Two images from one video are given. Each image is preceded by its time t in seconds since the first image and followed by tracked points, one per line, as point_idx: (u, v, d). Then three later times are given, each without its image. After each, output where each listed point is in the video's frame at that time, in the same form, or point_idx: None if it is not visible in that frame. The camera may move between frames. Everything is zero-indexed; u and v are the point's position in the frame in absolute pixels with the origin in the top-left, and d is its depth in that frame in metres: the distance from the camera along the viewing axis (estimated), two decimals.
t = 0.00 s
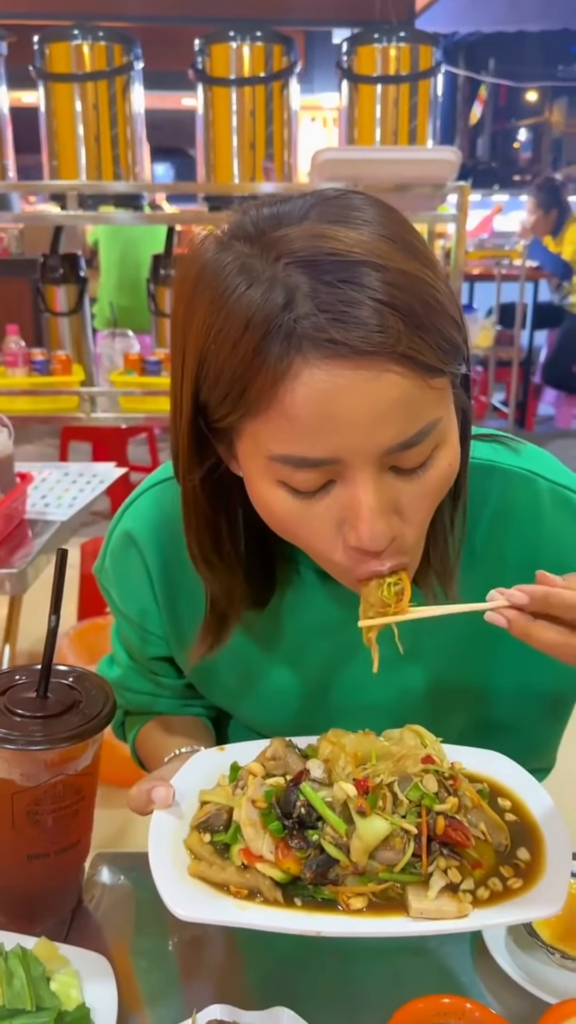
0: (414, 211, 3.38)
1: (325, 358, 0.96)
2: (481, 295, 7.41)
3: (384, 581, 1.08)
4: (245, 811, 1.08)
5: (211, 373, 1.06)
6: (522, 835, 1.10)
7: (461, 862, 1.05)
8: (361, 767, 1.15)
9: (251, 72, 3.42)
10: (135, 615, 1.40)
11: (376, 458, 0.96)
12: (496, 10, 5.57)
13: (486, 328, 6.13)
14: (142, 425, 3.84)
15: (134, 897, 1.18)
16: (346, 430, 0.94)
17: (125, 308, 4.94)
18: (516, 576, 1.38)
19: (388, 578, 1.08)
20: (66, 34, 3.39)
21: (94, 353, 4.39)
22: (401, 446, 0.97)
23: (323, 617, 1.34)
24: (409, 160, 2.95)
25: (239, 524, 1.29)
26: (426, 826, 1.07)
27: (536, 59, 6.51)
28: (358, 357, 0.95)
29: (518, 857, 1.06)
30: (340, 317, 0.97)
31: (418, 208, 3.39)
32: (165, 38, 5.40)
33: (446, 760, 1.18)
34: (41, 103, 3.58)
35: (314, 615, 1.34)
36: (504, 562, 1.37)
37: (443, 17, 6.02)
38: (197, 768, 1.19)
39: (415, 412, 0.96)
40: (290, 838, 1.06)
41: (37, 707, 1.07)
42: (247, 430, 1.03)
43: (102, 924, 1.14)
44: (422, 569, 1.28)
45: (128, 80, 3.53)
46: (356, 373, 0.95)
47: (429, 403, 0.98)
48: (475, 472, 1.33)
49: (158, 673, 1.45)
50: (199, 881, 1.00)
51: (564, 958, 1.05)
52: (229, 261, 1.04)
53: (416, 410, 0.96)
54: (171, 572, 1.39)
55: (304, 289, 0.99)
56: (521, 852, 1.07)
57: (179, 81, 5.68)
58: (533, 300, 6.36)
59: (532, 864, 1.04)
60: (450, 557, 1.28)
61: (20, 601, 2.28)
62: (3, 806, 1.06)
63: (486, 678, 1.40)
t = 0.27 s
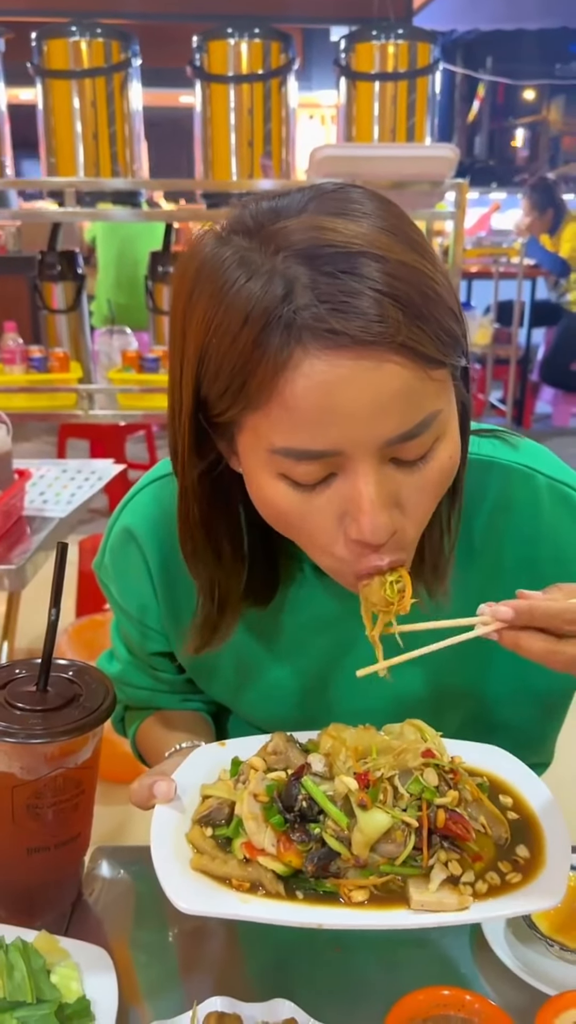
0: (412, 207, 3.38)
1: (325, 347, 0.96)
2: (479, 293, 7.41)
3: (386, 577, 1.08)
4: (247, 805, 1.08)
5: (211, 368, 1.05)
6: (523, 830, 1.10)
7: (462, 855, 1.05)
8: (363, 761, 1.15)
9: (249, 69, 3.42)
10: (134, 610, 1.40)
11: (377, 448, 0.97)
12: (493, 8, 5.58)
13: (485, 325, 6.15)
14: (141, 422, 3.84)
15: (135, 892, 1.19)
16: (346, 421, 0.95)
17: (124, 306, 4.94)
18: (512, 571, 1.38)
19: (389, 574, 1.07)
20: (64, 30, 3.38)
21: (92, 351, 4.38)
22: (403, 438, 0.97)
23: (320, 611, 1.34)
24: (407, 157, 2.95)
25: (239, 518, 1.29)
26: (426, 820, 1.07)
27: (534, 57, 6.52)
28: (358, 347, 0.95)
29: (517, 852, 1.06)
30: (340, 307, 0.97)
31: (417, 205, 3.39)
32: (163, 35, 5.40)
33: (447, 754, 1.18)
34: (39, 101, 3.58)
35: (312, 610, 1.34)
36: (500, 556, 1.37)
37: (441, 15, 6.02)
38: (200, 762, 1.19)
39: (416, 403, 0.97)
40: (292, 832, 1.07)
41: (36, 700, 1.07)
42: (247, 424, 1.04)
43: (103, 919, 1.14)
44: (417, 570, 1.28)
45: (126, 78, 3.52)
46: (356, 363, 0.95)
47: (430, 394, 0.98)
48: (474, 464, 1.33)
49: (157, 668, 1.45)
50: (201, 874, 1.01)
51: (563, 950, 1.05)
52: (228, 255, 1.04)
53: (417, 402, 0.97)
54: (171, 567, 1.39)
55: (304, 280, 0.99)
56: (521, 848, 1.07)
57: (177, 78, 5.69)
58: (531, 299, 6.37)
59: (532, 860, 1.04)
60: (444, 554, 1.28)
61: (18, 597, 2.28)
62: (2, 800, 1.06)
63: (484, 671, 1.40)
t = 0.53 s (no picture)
0: (408, 207, 3.38)
1: (324, 350, 0.96)
2: (475, 293, 7.42)
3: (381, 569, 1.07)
4: (246, 801, 1.08)
5: (208, 367, 1.06)
6: (519, 825, 1.11)
7: (460, 849, 1.06)
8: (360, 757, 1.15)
9: (246, 69, 3.42)
10: (132, 609, 1.41)
11: (374, 449, 0.97)
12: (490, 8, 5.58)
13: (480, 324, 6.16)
14: (137, 421, 3.84)
15: (132, 888, 1.19)
16: (344, 423, 0.95)
17: (121, 305, 4.94)
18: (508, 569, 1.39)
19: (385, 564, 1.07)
20: (61, 29, 3.38)
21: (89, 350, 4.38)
22: (400, 438, 0.98)
23: (318, 609, 1.35)
24: (404, 157, 2.96)
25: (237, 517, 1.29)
26: (424, 814, 1.08)
27: (530, 57, 6.53)
28: (357, 350, 0.95)
29: (514, 846, 1.06)
30: (339, 310, 0.97)
31: (413, 204, 3.40)
32: (160, 34, 5.40)
33: (444, 749, 1.19)
34: (36, 100, 3.58)
35: (310, 607, 1.35)
36: (495, 553, 1.38)
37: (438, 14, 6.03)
38: (199, 759, 1.19)
39: (413, 404, 0.97)
40: (291, 827, 1.07)
41: (34, 696, 1.08)
42: (245, 424, 1.04)
43: (100, 914, 1.14)
44: (415, 564, 1.29)
45: (122, 77, 3.53)
46: (354, 365, 0.95)
47: (427, 395, 0.99)
48: (470, 460, 1.34)
49: (155, 666, 1.45)
50: (200, 869, 1.01)
51: (559, 946, 1.06)
52: (227, 256, 1.04)
53: (414, 403, 0.97)
54: (169, 565, 1.39)
55: (302, 282, 1.00)
56: (518, 842, 1.07)
57: (174, 77, 5.69)
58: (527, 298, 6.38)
59: (528, 854, 1.05)
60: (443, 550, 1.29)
61: (15, 596, 2.29)
62: None
63: (480, 667, 1.41)
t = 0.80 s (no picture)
0: (405, 207, 3.39)
1: (325, 342, 0.97)
2: (472, 293, 7.43)
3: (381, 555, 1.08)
4: (246, 794, 1.09)
5: (209, 362, 1.06)
6: (516, 818, 1.12)
7: (457, 842, 1.07)
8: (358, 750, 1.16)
9: (244, 69, 3.44)
10: (132, 606, 1.41)
11: (375, 442, 0.98)
12: (487, 9, 5.60)
13: (477, 325, 6.19)
14: (135, 420, 3.85)
15: (130, 883, 1.20)
16: (345, 415, 0.96)
17: (119, 305, 4.94)
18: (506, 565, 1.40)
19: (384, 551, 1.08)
20: (59, 29, 3.39)
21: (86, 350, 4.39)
22: (399, 430, 0.98)
23: (317, 605, 1.35)
24: (401, 158, 2.97)
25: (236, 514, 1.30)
26: (422, 807, 1.08)
27: (527, 58, 6.56)
28: (358, 341, 0.96)
29: (511, 839, 1.07)
30: (340, 303, 0.98)
31: (410, 205, 3.41)
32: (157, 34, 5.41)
33: (440, 744, 1.20)
34: (34, 101, 3.59)
35: (308, 603, 1.36)
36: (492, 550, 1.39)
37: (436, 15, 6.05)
38: (198, 754, 1.20)
39: (413, 396, 0.98)
40: (290, 820, 1.08)
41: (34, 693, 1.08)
42: (246, 418, 1.05)
43: (100, 910, 1.15)
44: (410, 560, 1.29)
45: (120, 78, 3.54)
46: (356, 358, 0.96)
47: (426, 388, 1.00)
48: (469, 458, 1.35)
49: (155, 663, 1.46)
50: (200, 862, 1.02)
51: (556, 939, 1.07)
52: (228, 252, 1.05)
53: (414, 395, 0.98)
54: (168, 562, 1.39)
55: (302, 276, 1.01)
56: (514, 834, 1.08)
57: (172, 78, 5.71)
58: (524, 298, 6.39)
59: (524, 848, 1.05)
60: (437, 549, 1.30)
61: (14, 596, 2.29)
62: (0, 793, 1.07)
63: (481, 661, 1.42)
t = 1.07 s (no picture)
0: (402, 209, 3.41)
1: (323, 324, 0.98)
2: (469, 295, 7.45)
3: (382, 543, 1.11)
4: (248, 787, 1.11)
5: (211, 351, 1.08)
6: (514, 811, 1.13)
7: (456, 833, 1.08)
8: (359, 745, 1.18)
9: (242, 71, 3.45)
10: (133, 602, 1.42)
11: (373, 428, 0.99)
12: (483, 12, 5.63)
13: (474, 327, 6.20)
14: (134, 421, 3.86)
15: (132, 878, 1.21)
16: (342, 400, 0.97)
17: (117, 307, 4.95)
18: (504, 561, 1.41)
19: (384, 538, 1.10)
20: (58, 32, 3.41)
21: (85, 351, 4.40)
22: (396, 418, 1.00)
23: (318, 600, 1.37)
24: (398, 160, 2.99)
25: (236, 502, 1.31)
26: (422, 799, 1.09)
27: (523, 61, 6.61)
28: (357, 322, 0.98)
29: (509, 832, 1.08)
30: (339, 285, 1.00)
31: (407, 206, 3.42)
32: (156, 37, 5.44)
33: (440, 737, 1.21)
34: (33, 103, 3.61)
35: (310, 598, 1.37)
36: (490, 544, 1.40)
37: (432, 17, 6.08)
38: (199, 748, 1.21)
39: (410, 384, 0.99)
40: (292, 812, 1.09)
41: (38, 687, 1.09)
42: (246, 405, 1.06)
43: (103, 903, 1.16)
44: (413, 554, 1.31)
45: (119, 80, 3.56)
46: (356, 338, 0.98)
47: (424, 378, 1.01)
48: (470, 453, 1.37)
49: (157, 659, 1.47)
50: (203, 854, 1.03)
51: (554, 930, 1.08)
52: (230, 242, 1.07)
53: (411, 383, 0.99)
54: (169, 555, 1.41)
55: (301, 262, 1.03)
56: (512, 828, 1.09)
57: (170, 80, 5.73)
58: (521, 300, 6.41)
59: (522, 840, 1.07)
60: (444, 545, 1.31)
61: (14, 594, 2.30)
62: (5, 785, 1.08)
63: (480, 656, 1.43)
